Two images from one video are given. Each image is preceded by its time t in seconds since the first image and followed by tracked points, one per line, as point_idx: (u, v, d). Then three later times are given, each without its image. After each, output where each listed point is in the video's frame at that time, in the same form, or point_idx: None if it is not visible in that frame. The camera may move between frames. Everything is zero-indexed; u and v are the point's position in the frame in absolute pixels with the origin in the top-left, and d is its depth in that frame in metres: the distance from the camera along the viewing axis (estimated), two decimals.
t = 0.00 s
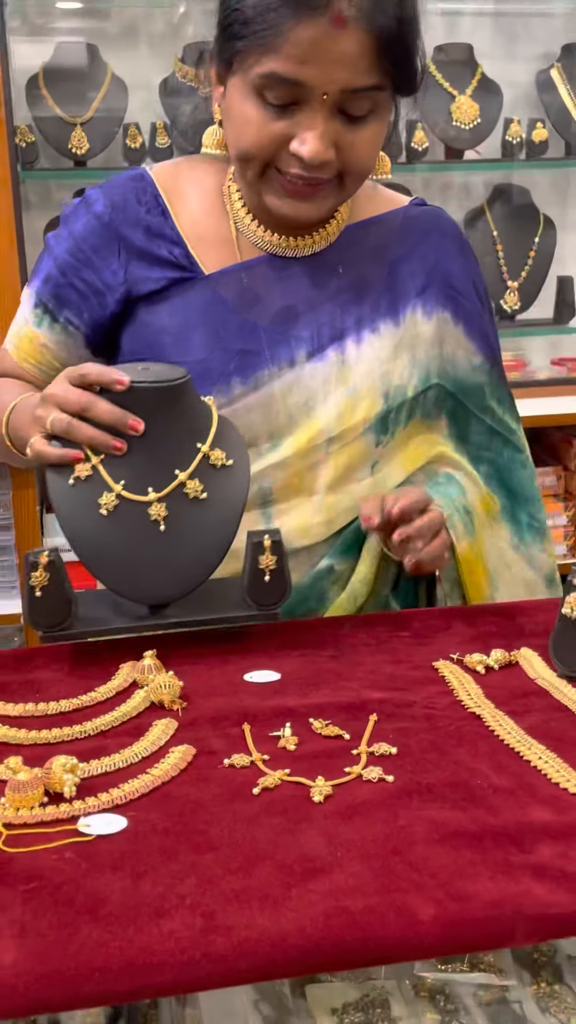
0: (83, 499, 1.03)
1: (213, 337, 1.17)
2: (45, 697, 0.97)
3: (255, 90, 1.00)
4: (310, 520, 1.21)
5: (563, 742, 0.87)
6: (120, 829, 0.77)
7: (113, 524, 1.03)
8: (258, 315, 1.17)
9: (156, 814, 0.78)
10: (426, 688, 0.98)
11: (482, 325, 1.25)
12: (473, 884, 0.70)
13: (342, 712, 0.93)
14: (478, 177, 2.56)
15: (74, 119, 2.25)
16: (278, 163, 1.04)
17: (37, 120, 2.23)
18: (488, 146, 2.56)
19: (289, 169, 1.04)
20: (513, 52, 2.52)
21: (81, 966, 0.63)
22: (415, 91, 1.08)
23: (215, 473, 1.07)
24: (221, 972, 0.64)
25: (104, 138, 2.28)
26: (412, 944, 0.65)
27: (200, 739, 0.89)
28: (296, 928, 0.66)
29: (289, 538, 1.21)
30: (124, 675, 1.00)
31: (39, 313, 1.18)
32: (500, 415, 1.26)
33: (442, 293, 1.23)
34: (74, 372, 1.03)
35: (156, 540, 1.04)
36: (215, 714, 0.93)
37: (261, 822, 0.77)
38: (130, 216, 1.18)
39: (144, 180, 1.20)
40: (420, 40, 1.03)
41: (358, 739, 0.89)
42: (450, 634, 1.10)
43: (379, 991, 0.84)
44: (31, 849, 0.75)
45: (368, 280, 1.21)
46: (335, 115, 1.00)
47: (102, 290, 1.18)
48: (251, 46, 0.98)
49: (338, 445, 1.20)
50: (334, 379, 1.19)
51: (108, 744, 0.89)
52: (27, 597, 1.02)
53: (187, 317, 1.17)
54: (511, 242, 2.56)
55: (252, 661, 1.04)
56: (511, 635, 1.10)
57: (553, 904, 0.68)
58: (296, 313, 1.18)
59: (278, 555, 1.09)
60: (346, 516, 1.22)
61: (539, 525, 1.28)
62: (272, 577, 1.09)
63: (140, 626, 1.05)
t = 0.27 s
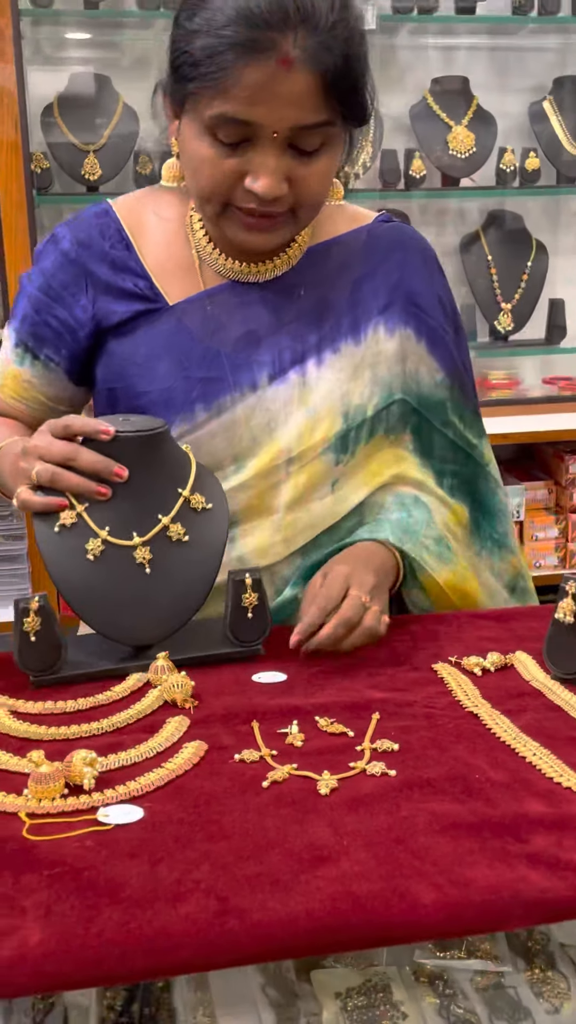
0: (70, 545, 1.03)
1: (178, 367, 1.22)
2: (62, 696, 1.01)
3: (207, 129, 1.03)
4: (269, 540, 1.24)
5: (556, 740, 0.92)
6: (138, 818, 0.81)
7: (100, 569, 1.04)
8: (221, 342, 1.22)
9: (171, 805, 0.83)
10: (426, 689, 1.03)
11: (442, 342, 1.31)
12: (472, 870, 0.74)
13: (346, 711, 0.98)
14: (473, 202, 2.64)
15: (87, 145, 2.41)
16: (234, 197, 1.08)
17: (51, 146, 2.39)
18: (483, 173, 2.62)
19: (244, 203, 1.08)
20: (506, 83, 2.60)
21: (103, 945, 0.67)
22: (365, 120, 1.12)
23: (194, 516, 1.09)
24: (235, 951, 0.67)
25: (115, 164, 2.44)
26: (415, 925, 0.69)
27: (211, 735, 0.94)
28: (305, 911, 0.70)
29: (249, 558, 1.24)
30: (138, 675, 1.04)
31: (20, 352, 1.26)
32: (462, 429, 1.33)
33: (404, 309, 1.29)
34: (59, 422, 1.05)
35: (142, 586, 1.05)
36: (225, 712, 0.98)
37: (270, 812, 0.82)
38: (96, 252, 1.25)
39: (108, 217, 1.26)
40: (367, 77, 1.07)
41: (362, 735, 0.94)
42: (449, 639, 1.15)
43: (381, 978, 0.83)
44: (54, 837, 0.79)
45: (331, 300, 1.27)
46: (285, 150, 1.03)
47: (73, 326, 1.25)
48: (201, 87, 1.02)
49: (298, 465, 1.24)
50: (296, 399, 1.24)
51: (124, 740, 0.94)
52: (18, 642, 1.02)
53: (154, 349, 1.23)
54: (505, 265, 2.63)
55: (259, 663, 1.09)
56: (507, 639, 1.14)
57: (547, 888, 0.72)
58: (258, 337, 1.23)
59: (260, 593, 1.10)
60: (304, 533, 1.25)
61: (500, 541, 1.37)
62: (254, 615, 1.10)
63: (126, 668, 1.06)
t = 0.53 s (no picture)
0: (76, 554, 1.03)
1: (161, 384, 1.23)
2: (78, 699, 1.03)
3: (170, 152, 1.02)
4: (251, 554, 1.25)
5: (565, 743, 0.94)
6: (156, 818, 0.83)
7: (107, 578, 1.03)
8: (202, 359, 1.23)
9: (188, 805, 0.84)
10: (436, 694, 1.04)
11: (425, 353, 1.30)
12: (485, 870, 0.75)
13: (358, 714, 1.00)
14: (478, 216, 2.64)
15: (97, 157, 2.44)
16: (203, 215, 1.07)
17: (61, 156, 2.42)
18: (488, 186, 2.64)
19: (212, 221, 1.07)
20: (511, 97, 2.62)
21: (125, 940, 0.68)
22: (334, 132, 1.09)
23: (197, 523, 1.09)
24: (254, 947, 0.69)
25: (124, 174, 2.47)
26: (430, 923, 0.71)
27: (226, 738, 0.96)
28: (321, 907, 0.71)
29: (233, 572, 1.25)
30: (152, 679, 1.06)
31: (7, 373, 1.27)
32: (446, 439, 1.32)
33: (384, 321, 1.29)
34: (61, 435, 1.05)
35: (147, 592, 1.05)
36: (239, 715, 1.00)
37: (286, 813, 0.83)
38: (77, 271, 1.25)
39: (89, 236, 1.27)
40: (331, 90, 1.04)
41: (374, 738, 0.95)
42: (457, 644, 1.17)
43: (392, 976, 0.83)
44: (73, 835, 0.81)
45: (310, 314, 1.27)
46: (250, 168, 1.02)
47: (55, 346, 1.25)
48: (161, 110, 0.99)
49: (277, 478, 1.24)
50: (276, 413, 1.24)
51: (140, 742, 0.95)
52: (28, 650, 1.03)
53: (136, 367, 1.23)
54: (508, 276, 2.67)
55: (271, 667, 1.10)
56: (515, 645, 1.16)
57: (559, 887, 0.73)
58: (239, 353, 1.23)
59: (262, 598, 1.11)
60: (285, 547, 1.25)
61: (489, 550, 1.38)
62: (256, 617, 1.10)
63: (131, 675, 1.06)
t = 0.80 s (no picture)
0: (86, 559, 1.04)
1: (160, 391, 1.25)
2: (84, 703, 1.05)
3: (165, 156, 1.05)
4: (250, 554, 1.27)
5: (562, 747, 0.95)
6: (160, 818, 0.85)
7: (117, 583, 1.05)
8: (199, 364, 1.25)
9: (192, 806, 0.86)
10: (436, 699, 1.06)
11: (417, 351, 1.33)
12: (482, 870, 0.77)
13: (359, 719, 1.01)
14: (481, 228, 2.67)
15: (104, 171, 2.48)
16: (198, 219, 1.09)
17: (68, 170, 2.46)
18: (491, 199, 2.67)
19: (207, 224, 1.09)
20: (514, 112, 2.65)
21: (130, 936, 0.70)
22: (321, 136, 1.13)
23: (204, 532, 1.11)
24: (255, 944, 0.71)
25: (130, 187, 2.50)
26: (427, 920, 0.72)
27: (229, 741, 0.98)
28: (321, 904, 0.73)
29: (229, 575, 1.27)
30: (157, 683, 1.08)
31: (9, 386, 1.29)
32: (439, 436, 1.35)
33: (377, 321, 1.31)
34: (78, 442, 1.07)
35: (156, 599, 1.06)
36: (242, 719, 1.02)
37: (287, 814, 0.85)
38: (75, 285, 1.28)
39: (87, 249, 1.31)
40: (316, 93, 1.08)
41: (374, 742, 0.97)
42: (458, 651, 1.19)
43: (391, 976, 0.85)
44: (80, 834, 0.83)
45: (304, 315, 1.29)
46: (244, 168, 1.04)
47: (56, 357, 1.28)
48: (155, 115, 1.03)
49: (274, 479, 1.26)
50: (272, 413, 1.26)
51: (145, 745, 0.97)
52: (39, 651, 1.05)
53: (135, 375, 1.26)
54: (511, 289, 2.69)
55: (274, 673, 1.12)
56: (515, 652, 1.17)
57: (554, 886, 0.75)
58: (236, 356, 1.26)
59: (267, 607, 1.12)
60: (283, 547, 1.27)
61: (482, 548, 1.40)
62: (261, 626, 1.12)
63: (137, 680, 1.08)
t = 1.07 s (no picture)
0: (82, 568, 1.06)
1: (187, 403, 1.29)
2: (83, 710, 1.06)
3: (189, 175, 1.09)
4: (270, 561, 1.30)
5: (555, 756, 0.96)
6: (154, 823, 0.86)
7: (113, 591, 1.07)
8: (224, 377, 1.29)
9: (186, 812, 0.87)
10: (432, 708, 1.07)
11: (439, 361, 1.34)
12: (470, 876, 0.78)
13: (354, 727, 1.03)
14: (487, 243, 2.69)
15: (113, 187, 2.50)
16: (223, 235, 1.13)
17: (79, 184, 2.47)
18: (497, 214, 2.69)
19: (233, 238, 1.13)
20: (521, 128, 2.68)
21: (121, 937, 0.71)
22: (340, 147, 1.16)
23: (199, 540, 1.13)
24: (244, 945, 0.72)
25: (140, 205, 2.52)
26: (415, 924, 0.73)
27: (225, 748, 0.99)
28: (310, 908, 0.74)
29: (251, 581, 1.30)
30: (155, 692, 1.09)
31: (47, 400, 1.36)
32: (461, 443, 1.36)
33: (400, 331, 1.32)
34: (74, 451, 1.10)
35: (151, 607, 1.08)
36: (238, 727, 1.03)
37: (280, 819, 0.86)
38: (108, 302, 1.33)
39: (119, 269, 1.36)
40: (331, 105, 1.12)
41: (368, 750, 0.98)
42: (455, 661, 1.19)
43: (384, 984, 0.85)
44: (75, 838, 0.84)
45: (328, 327, 1.31)
46: (266, 182, 1.08)
47: (89, 372, 1.34)
48: (177, 136, 1.07)
49: (295, 487, 1.29)
50: (295, 423, 1.29)
51: (142, 751, 0.98)
52: (36, 657, 1.07)
53: (164, 389, 1.30)
54: (519, 303, 2.69)
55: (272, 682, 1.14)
56: (511, 663, 1.18)
57: (541, 892, 0.75)
58: (261, 369, 1.29)
59: (261, 611, 1.15)
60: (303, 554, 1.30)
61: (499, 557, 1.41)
62: (255, 631, 1.15)
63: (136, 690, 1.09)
